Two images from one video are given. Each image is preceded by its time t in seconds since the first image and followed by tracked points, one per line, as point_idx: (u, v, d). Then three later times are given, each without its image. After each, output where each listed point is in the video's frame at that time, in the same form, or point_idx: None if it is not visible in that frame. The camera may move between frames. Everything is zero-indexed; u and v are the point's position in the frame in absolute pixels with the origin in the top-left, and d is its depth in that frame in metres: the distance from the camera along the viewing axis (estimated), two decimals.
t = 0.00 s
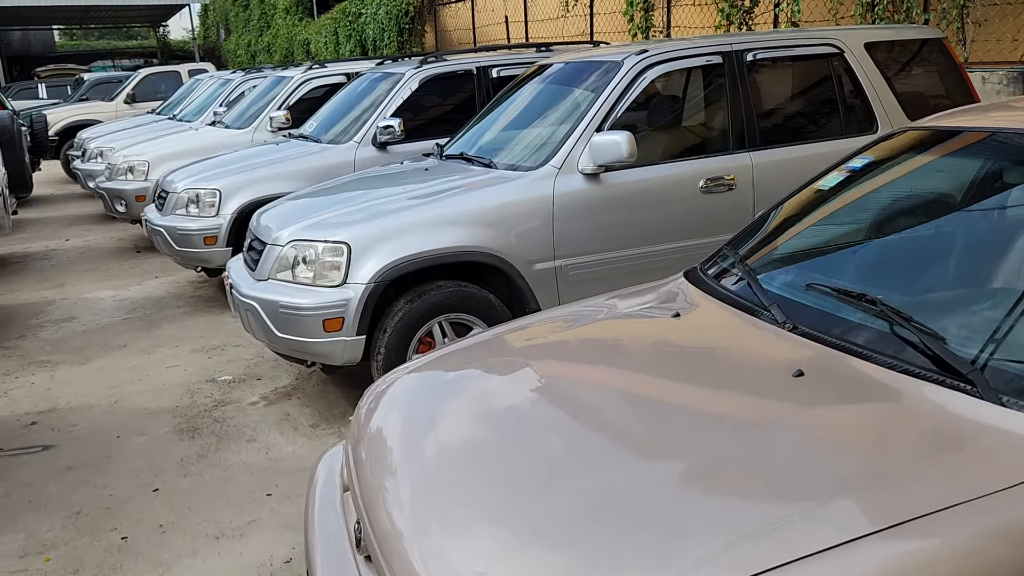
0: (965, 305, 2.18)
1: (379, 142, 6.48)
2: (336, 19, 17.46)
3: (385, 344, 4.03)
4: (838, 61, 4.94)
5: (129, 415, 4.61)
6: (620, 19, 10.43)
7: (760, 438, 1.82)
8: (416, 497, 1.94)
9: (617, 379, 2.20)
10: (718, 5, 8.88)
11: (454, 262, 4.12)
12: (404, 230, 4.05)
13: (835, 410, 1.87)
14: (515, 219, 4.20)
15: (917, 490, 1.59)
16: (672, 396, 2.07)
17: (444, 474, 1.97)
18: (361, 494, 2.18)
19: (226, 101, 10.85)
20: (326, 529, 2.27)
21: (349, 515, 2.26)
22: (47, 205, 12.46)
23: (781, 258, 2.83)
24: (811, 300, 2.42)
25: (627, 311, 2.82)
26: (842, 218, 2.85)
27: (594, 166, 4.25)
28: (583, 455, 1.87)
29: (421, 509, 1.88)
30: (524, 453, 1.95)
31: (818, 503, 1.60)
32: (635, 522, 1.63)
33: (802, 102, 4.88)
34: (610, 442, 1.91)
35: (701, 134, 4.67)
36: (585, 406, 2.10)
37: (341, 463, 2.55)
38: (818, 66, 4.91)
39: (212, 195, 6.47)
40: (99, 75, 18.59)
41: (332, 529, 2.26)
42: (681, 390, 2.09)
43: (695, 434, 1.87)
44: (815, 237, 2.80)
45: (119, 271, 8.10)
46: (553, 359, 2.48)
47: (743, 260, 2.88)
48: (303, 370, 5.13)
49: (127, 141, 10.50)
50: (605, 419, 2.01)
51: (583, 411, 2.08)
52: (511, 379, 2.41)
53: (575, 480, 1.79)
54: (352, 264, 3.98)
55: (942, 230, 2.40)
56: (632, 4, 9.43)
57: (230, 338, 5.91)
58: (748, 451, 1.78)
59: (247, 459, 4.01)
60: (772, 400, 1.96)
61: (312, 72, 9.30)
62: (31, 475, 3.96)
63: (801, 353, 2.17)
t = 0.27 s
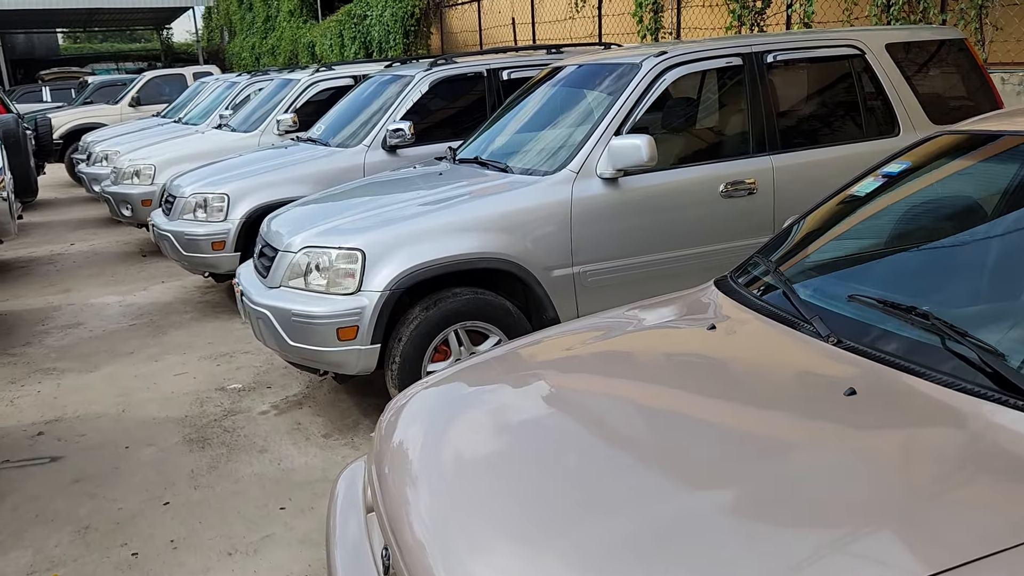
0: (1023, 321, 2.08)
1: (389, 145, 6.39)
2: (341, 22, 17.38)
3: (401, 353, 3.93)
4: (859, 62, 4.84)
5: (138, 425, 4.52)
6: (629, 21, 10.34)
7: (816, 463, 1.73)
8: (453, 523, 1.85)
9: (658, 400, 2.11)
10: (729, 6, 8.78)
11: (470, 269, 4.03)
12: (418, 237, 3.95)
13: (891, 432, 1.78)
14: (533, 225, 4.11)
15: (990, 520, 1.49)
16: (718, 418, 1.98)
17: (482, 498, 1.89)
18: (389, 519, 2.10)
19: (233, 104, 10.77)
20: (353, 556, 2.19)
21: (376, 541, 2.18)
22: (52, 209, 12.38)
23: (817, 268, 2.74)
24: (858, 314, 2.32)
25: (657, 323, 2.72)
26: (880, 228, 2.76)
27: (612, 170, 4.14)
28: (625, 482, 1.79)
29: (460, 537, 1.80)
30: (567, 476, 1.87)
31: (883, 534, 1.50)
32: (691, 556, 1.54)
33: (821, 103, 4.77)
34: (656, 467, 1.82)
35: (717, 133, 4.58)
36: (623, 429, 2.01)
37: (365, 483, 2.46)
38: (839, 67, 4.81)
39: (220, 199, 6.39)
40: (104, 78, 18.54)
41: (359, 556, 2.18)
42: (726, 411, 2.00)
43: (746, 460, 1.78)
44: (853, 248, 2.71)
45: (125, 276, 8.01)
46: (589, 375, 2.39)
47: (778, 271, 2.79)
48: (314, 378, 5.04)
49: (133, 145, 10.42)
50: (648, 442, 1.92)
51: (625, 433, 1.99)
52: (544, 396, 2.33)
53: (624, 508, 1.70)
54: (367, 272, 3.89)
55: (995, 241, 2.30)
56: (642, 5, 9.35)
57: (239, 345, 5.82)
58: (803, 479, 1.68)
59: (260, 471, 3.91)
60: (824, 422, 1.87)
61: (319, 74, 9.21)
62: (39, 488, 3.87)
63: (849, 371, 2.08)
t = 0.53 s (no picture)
0: None
1: (397, 149, 6.33)
2: (345, 24, 17.34)
3: (413, 360, 3.86)
4: (875, 64, 4.77)
5: (145, 433, 4.46)
6: (637, 23, 10.29)
7: (863, 486, 1.66)
8: (487, 546, 1.78)
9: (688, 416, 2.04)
10: (739, 8, 8.71)
11: (483, 275, 3.95)
12: (431, 242, 3.88)
13: (937, 452, 1.72)
14: (547, 229, 4.04)
15: None
16: (756, 437, 1.91)
17: (517, 520, 1.81)
18: (410, 538, 2.03)
19: (238, 107, 10.72)
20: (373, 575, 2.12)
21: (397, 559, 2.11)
22: (56, 212, 12.34)
23: (846, 277, 2.68)
24: (894, 326, 2.26)
25: (682, 333, 2.65)
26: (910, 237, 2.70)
27: (628, 174, 4.08)
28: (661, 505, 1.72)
29: (491, 560, 1.73)
30: (603, 498, 1.79)
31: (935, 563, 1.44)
32: None
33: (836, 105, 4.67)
34: (695, 489, 1.75)
35: (728, 137, 4.49)
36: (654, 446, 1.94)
37: (383, 498, 2.38)
38: (857, 68, 4.74)
39: (227, 203, 6.33)
40: (107, 81, 18.49)
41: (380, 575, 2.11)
42: (764, 429, 1.93)
43: (788, 482, 1.71)
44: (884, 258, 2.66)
45: (130, 281, 7.95)
46: (615, 386, 2.32)
47: (806, 279, 2.73)
48: (323, 385, 4.97)
49: (137, 147, 10.37)
50: (684, 461, 1.85)
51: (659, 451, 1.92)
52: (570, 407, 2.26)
53: (666, 535, 1.63)
54: (379, 277, 3.83)
55: None
56: (650, 7, 9.28)
57: (247, 350, 5.76)
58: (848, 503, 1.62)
59: (270, 480, 3.85)
60: (868, 442, 1.80)
61: (325, 77, 9.16)
62: (46, 498, 3.80)
63: (889, 387, 2.01)
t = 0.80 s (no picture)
0: None
1: (405, 152, 6.24)
2: (351, 27, 17.28)
3: (423, 369, 3.76)
4: (893, 65, 4.66)
5: (148, 442, 4.37)
6: (645, 25, 10.20)
7: (913, 511, 1.56)
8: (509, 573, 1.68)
9: (719, 432, 1.94)
10: (750, 9, 8.62)
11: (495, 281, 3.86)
12: (441, 247, 3.79)
13: (990, 474, 1.61)
14: (560, 235, 3.94)
15: None
16: (797, 456, 1.81)
17: (547, 545, 1.71)
18: (426, 561, 1.93)
19: (243, 110, 10.65)
20: None
21: None
22: (60, 216, 12.27)
23: (877, 285, 2.58)
24: (934, 339, 2.16)
25: (706, 343, 2.56)
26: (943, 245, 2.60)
27: (643, 178, 3.98)
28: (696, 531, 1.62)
29: None
30: (640, 521, 1.70)
31: None
32: None
33: (852, 106, 4.56)
34: (730, 514, 1.65)
35: (743, 139, 4.38)
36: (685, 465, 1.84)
37: (397, 518, 2.27)
38: (876, 70, 4.64)
39: (232, 207, 6.24)
40: (112, 84, 18.45)
41: None
42: (803, 448, 1.83)
43: (831, 507, 1.61)
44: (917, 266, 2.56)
45: (134, 285, 7.87)
46: (639, 399, 2.23)
47: (836, 288, 2.63)
48: (330, 393, 4.87)
49: (142, 151, 10.30)
50: (718, 483, 1.75)
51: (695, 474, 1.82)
52: (592, 421, 2.16)
53: (708, 563, 1.53)
54: (389, 284, 3.73)
55: None
56: (659, 9, 9.19)
57: (252, 357, 5.67)
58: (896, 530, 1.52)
59: (276, 491, 3.75)
60: (914, 463, 1.70)
61: (331, 80, 9.08)
62: (46, 509, 3.71)
63: (933, 403, 1.91)
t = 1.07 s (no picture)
0: None
1: (411, 155, 6.12)
2: (356, 30, 17.19)
3: (431, 381, 3.64)
4: (914, 67, 4.53)
5: (147, 454, 4.24)
6: (654, 28, 10.08)
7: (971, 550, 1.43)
8: None
9: (753, 458, 1.81)
10: (761, 11, 8.49)
11: (506, 290, 3.73)
12: (450, 255, 3.66)
13: None
14: (573, 242, 3.82)
15: None
16: (839, 486, 1.67)
17: None
18: None
19: (247, 113, 10.54)
20: None
21: None
22: (63, 219, 12.17)
23: (914, 299, 2.45)
24: (982, 359, 2.03)
25: (732, 360, 2.42)
26: (982, 256, 2.47)
27: (659, 184, 3.85)
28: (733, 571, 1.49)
29: None
30: (672, 558, 1.56)
31: None
32: None
33: (872, 109, 4.42)
34: (770, 551, 1.52)
35: (758, 143, 4.25)
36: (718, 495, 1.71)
37: (406, 547, 2.14)
38: (897, 73, 4.51)
39: (234, 212, 6.13)
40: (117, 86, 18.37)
41: None
42: (846, 479, 1.69)
43: (879, 545, 1.48)
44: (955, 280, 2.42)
45: (136, 290, 7.76)
46: (664, 419, 2.10)
47: (869, 302, 2.50)
48: (334, 404, 4.75)
49: (145, 154, 10.20)
50: (754, 516, 1.62)
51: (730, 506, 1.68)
52: (614, 443, 2.03)
53: None
54: (396, 292, 3.61)
55: None
56: (668, 11, 9.07)
57: (254, 365, 5.54)
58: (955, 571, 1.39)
59: (278, 507, 3.63)
60: (969, 495, 1.57)
61: (335, 82, 8.97)
62: (41, 524, 3.59)
63: (984, 429, 1.78)
